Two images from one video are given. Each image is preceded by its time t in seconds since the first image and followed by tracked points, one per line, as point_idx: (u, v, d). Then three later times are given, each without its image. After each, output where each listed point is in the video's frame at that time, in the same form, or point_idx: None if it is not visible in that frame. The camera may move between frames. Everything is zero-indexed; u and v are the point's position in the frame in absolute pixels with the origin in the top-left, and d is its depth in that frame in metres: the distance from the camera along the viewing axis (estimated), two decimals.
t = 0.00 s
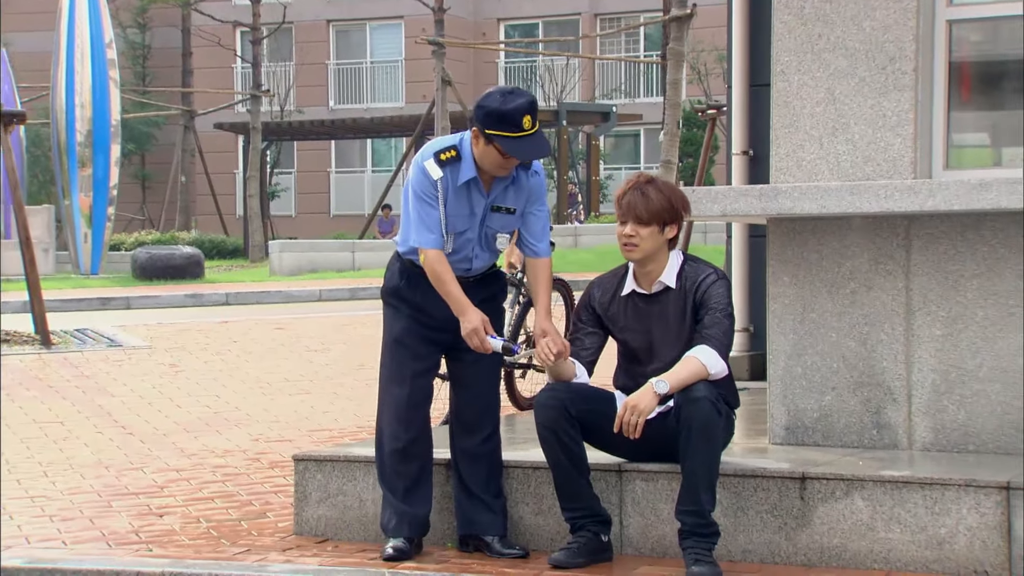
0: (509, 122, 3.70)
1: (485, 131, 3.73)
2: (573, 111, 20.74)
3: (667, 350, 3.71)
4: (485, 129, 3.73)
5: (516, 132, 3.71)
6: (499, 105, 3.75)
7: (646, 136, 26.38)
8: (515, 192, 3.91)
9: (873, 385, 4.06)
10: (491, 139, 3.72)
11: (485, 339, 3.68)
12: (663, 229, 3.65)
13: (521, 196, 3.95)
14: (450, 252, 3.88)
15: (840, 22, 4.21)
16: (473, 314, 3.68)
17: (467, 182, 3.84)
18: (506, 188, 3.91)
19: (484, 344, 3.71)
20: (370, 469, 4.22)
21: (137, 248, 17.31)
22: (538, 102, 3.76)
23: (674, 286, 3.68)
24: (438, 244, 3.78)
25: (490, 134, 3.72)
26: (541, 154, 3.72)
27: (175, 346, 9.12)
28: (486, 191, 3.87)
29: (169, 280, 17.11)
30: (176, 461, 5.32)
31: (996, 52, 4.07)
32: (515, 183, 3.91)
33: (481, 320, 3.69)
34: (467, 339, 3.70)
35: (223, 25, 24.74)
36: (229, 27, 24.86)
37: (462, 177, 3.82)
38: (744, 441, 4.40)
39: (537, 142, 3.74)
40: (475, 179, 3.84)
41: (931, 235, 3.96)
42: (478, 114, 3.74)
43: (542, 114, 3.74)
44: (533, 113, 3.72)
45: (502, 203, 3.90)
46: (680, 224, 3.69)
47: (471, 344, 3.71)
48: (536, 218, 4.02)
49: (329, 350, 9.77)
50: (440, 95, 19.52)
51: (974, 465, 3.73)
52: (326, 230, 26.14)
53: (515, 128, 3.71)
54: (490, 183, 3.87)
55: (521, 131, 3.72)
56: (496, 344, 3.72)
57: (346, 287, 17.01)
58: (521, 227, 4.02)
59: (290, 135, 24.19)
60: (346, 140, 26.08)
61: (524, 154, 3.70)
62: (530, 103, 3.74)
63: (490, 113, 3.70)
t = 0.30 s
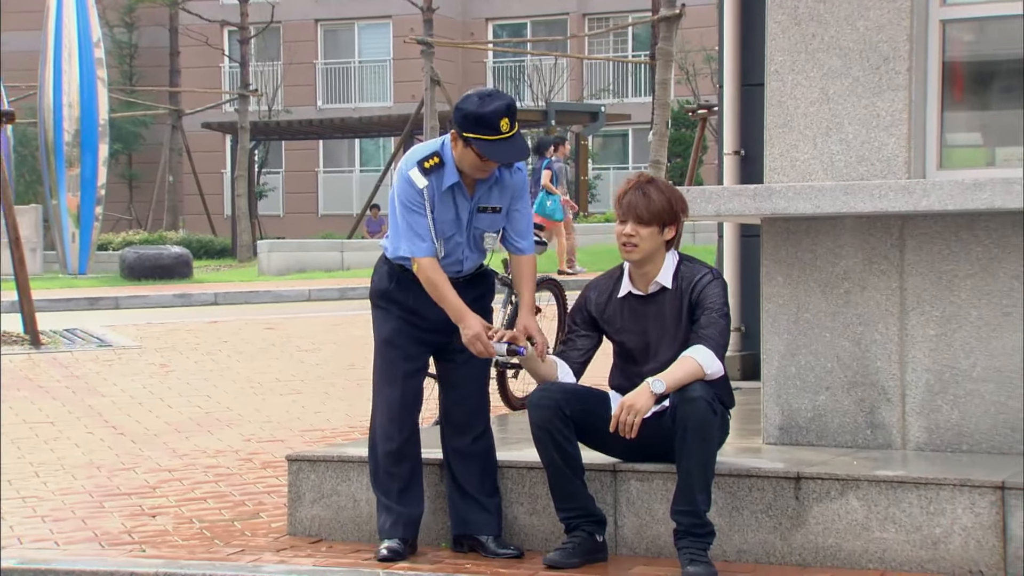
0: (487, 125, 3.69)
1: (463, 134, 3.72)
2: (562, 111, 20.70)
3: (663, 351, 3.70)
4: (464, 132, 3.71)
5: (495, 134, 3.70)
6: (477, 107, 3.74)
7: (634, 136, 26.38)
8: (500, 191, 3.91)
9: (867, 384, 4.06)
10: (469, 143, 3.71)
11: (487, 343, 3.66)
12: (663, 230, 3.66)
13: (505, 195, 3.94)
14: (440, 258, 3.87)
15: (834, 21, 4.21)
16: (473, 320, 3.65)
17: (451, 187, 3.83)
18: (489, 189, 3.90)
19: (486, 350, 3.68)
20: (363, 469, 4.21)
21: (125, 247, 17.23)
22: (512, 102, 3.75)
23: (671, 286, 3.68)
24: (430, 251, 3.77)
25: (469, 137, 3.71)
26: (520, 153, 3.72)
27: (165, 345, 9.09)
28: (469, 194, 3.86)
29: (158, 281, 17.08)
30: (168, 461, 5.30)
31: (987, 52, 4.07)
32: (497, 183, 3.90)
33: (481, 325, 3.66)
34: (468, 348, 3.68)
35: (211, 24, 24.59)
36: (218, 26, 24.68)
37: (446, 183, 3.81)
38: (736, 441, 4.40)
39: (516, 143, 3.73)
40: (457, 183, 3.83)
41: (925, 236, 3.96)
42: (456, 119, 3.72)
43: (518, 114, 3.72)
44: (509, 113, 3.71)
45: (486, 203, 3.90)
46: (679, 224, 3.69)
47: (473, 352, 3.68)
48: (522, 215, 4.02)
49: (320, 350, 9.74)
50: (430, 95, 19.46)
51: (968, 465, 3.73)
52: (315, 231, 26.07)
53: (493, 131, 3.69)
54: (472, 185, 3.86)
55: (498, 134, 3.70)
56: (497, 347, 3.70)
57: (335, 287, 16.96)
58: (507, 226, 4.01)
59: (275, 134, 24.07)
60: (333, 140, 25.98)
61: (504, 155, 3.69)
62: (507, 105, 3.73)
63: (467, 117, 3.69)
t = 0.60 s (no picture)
0: (476, 109, 3.69)
1: (452, 122, 3.72)
2: (547, 110, 20.68)
3: (654, 350, 3.71)
4: (452, 120, 3.72)
5: (485, 119, 3.70)
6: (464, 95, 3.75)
7: (619, 135, 26.37)
8: (486, 183, 3.92)
9: (856, 383, 4.07)
10: (459, 130, 3.72)
11: (460, 345, 3.68)
12: (656, 230, 3.65)
13: (492, 188, 3.94)
14: (427, 253, 3.85)
15: (823, 21, 4.22)
16: (445, 322, 3.68)
17: (437, 178, 3.83)
18: (475, 180, 3.90)
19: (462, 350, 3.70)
20: (353, 468, 4.19)
21: (109, 247, 17.14)
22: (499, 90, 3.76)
23: (661, 287, 3.67)
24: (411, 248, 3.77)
25: (458, 124, 3.72)
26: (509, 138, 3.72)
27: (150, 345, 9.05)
28: (457, 184, 3.86)
29: (142, 280, 17.00)
30: (154, 461, 5.27)
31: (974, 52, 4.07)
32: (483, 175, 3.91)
33: (455, 328, 3.69)
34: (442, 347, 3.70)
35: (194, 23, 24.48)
36: (201, 25, 24.58)
37: (433, 175, 3.81)
38: (726, 440, 4.40)
39: (504, 127, 3.73)
40: (444, 175, 3.84)
41: (914, 235, 3.97)
42: (443, 108, 3.73)
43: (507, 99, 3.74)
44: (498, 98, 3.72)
45: (474, 195, 3.90)
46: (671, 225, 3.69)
47: (448, 351, 3.70)
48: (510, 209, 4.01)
49: (305, 350, 9.72)
50: (415, 94, 19.40)
51: (957, 464, 3.74)
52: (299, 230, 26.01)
53: (482, 115, 3.70)
54: (460, 175, 3.87)
55: (488, 118, 3.71)
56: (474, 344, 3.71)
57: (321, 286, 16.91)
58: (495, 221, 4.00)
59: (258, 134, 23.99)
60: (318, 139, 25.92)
61: (494, 139, 3.70)
62: (494, 89, 3.74)
63: (455, 103, 3.70)
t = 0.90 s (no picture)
0: (462, 92, 3.69)
1: (439, 107, 3.72)
2: (533, 110, 20.67)
3: (644, 349, 3.70)
4: (439, 105, 3.72)
5: (472, 101, 3.70)
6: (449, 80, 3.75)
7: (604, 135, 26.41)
8: (473, 172, 3.93)
9: (846, 384, 4.08)
10: (446, 114, 3.72)
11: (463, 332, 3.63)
12: (646, 230, 3.65)
13: (478, 177, 3.95)
14: (417, 245, 3.84)
15: (813, 21, 4.22)
16: (444, 310, 3.64)
17: (424, 168, 3.84)
18: (461, 170, 3.91)
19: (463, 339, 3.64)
20: (343, 469, 4.18)
21: (94, 247, 17.06)
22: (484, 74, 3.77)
23: (651, 286, 3.67)
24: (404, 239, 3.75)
25: (446, 108, 3.71)
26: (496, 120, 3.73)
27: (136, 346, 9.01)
28: (444, 174, 3.87)
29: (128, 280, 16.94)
30: (142, 461, 5.25)
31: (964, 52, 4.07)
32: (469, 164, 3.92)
33: (452, 316, 3.65)
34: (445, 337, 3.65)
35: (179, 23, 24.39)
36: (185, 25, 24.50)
37: (420, 164, 3.82)
38: (716, 440, 4.41)
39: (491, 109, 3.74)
40: (431, 164, 3.84)
41: (904, 235, 3.97)
42: (428, 95, 3.73)
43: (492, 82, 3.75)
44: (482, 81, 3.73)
45: (460, 185, 3.91)
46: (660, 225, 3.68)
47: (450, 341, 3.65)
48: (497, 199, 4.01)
49: (292, 350, 9.69)
50: (401, 94, 19.35)
51: (946, 464, 3.74)
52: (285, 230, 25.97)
53: (470, 98, 3.69)
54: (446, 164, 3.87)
55: (475, 100, 3.70)
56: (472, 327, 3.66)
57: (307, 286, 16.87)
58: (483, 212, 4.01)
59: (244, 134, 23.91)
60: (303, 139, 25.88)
61: (481, 122, 3.71)
62: (478, 73, 3.74)
63: (441, 88, 3.69)
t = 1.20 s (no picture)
0: (450, 73, 3.73)
1: (426, 88, 3.77)
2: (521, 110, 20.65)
3: (635, 348, 3.70)
4: (426, 85, 3.76)
5: (459, 82, 3.75)
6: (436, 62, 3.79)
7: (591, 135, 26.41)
8: (459, 159, 3.95)
9: (838, 384, 4.08)
10: (433, 94, 3.76)
11: (441, 315, 3.70)
12: (634, 229, 3.65)
13: (464, 165, 3.97)
14: (402, 230, 3.83)
15: (804, 21, 4.22)
16: (424, 293, 3.69)
17: (409, 152, 3.85)
18: (446, 155, 3.93)
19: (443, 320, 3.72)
20: (334, 470, 4.18)
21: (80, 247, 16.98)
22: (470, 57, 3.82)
23: (644, 286, 3.67)
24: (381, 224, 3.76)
25: (432, 89, 3.76)
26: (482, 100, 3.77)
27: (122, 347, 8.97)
28: (429, 158, 3.89)
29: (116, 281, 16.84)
30: (131, 463, 5.22)
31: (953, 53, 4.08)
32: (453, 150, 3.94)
33: (433, 297, 3.70)
34: (425, 320, 3.71)
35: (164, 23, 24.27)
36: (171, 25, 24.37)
37: (404, 147, 3.83)
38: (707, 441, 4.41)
39: (477, 90, 3.78)
40: (416, 147, 3.86)
41: (895, 235, 3.97)
42: (414, 77, 3.77)
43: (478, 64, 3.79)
44: (469, 63, 3.77)
45: (447, 171, 3.92)
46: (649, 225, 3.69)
47: (430, 322, 3.72)
48: (483, 190, 4.03)
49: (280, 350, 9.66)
50: (388, 94, 19.29)
51: (937, 463, 3.75)
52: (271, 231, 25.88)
53: (457, 79, 3.74)
54: (431, 148, 3.89)
55: (462, 81, 3.75)
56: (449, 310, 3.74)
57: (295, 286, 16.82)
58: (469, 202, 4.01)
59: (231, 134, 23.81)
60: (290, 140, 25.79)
61: (467, 101, 3.75)
62: (465, 56, 3.80)
63: (428, 69, 3.74)
